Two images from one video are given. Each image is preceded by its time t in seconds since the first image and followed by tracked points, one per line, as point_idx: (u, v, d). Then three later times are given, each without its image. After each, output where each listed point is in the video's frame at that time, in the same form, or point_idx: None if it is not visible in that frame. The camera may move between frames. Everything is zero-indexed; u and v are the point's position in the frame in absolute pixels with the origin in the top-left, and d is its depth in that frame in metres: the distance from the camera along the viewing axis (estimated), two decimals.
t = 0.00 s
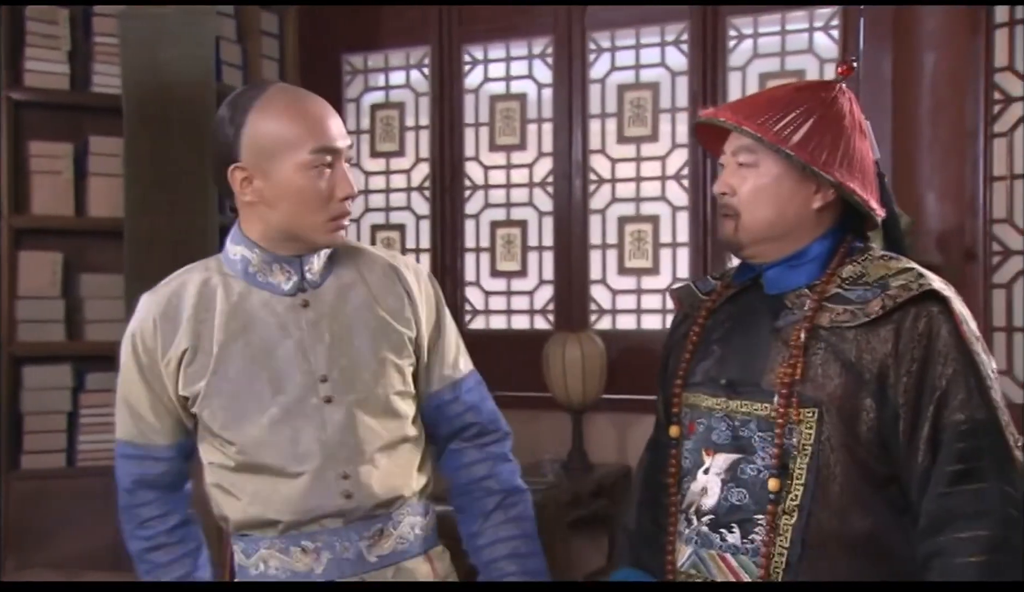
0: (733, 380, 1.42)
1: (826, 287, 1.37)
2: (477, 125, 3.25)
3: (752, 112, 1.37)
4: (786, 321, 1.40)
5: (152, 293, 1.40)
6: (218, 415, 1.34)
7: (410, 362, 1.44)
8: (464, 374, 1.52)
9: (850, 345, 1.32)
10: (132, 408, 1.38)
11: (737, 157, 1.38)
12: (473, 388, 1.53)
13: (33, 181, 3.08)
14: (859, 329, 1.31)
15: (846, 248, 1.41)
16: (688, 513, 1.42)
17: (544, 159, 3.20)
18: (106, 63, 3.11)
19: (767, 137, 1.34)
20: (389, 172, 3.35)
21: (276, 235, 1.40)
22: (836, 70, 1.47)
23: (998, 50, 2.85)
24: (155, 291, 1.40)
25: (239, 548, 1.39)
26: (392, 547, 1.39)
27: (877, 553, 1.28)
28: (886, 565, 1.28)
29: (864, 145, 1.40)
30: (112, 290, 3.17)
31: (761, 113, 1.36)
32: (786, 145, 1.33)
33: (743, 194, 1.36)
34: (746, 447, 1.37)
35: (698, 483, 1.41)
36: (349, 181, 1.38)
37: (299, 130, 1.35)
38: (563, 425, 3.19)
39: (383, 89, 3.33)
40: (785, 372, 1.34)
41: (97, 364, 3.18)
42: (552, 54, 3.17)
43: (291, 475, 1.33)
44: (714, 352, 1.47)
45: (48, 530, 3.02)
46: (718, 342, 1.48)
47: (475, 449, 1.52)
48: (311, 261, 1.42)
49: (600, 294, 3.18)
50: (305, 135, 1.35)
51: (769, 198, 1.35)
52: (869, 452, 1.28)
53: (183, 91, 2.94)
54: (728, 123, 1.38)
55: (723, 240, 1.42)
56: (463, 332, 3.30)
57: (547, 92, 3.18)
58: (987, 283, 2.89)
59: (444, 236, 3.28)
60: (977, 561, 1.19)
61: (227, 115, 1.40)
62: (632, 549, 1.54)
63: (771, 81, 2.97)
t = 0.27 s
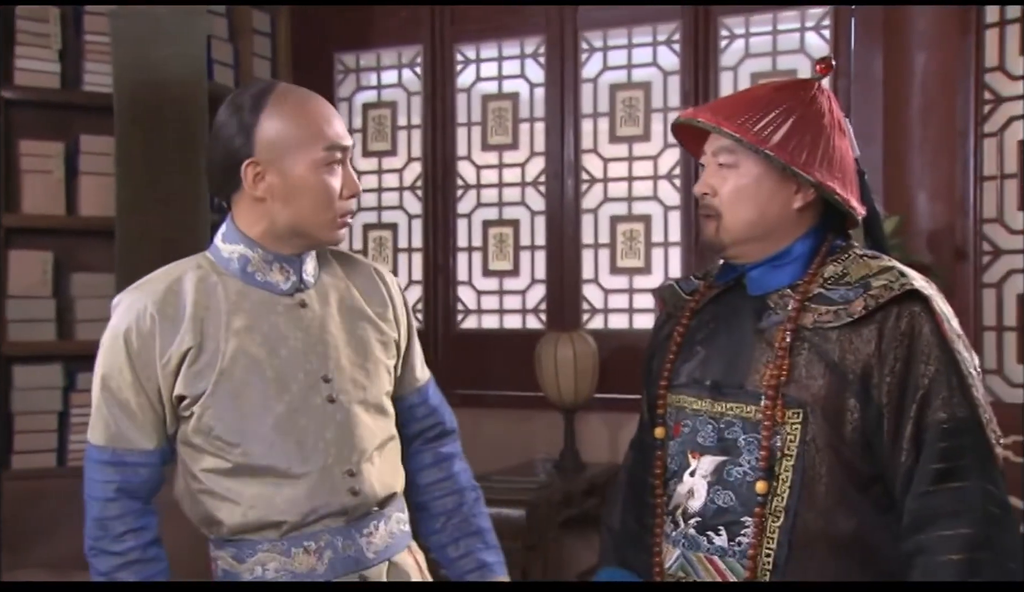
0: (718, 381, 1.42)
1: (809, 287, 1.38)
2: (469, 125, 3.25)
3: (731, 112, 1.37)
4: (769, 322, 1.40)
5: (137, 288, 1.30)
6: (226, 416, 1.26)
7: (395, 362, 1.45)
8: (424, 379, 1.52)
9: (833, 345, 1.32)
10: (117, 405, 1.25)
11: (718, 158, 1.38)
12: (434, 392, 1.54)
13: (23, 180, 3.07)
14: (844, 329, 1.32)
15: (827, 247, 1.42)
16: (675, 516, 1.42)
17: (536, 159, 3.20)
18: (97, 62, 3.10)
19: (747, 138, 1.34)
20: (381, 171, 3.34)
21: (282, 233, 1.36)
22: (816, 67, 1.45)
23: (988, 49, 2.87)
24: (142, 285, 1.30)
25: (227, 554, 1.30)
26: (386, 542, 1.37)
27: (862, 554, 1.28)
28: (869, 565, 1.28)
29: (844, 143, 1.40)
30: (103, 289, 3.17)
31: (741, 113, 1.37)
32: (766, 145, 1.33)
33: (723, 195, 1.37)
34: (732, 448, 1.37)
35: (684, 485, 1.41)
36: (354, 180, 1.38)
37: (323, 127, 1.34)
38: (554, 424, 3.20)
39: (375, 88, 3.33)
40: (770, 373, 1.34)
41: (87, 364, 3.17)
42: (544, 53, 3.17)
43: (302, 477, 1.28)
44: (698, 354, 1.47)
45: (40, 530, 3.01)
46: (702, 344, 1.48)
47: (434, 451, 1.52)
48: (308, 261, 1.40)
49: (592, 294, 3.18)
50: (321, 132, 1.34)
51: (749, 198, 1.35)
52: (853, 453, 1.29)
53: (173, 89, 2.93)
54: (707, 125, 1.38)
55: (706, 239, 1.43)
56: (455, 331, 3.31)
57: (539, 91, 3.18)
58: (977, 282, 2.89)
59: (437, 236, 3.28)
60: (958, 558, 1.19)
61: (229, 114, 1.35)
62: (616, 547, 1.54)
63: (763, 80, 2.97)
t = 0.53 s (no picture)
0: (707, 381, 1.42)
1: (797, 287, 1.38)
2: (464, 123, 3.25)
3: (719, 112, 1.37)
4: (758, 322, 1.41)
5: (147, 276, 1.29)
6: (231, 408, 1.26)
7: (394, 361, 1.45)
8: (414, 382, 1.52)
9: (822, 345, 1.32)
10: (124, 392, 1.24)
11: (706, 159, 1.38)
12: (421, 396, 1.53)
13: (17, 178, 3.06)
14: (832, 329, 1.32)
15: (814, 246, 1.42)
16: (664, 515, 1.42)
17: (531, 157, 3.20)
18: (91, 59, 3.10)
19: (734, 138, 1.35)
20: (376, 169, 3.34)
21: (296, 226, 1.36)
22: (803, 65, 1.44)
23: (982, 48, 2.88)
24: (152, 274, 1.29)
25: (219, 548, 1.29)
26: (378, 539, 1.37)
27: (851, 553, 1.28)
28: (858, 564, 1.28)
29: (832, 142, 1.40)
30: (97, 287, 3.16)
31: (729, 113, 1.37)
32: (753, 146, 1.33)
33: (711, 195, 1.37)
34: (722, 448, 1.37)
35: (674, 484, 1.41)
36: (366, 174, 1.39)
37: (336, 119, 1.35)
38: (549, 422, 3.20)
39: (370, 86, 3.33)
40: (759, 373, 1.35)
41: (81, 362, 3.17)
42: (538, 51, 3.17)
43: (302, 471, 1.28)
44: (689, 353, 1.47)
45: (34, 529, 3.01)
46: (692, 344, 1.48)
47: (420, 456, 1.52)
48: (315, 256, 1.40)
49: (587, 292, 3.18)
50: (338, 125, 1.35)
51: (738, 197, 1.36)
52: (842, 452, 1.29)
53: (166, 89, 2.93)
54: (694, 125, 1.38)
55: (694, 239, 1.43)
56: (450, 330, 3.31)
57: (534, 89, 3.18)
58: (971, 280, 2.91)
59: (432, 234, 3.28)
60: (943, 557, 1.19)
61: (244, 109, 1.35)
62: (610, 546, 1.53)
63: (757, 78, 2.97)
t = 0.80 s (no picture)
0: (701, 379, 1.42)
1: (791, 285, 1.38)
2: (459, 121, 3.25)
3: (713, 111, 1.37)
4: (754, 320, 1.41)
5: (179, 270, 1.28)
6: (259, 399, 1.25)
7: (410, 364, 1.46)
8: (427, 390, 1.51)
9: (814, 344, 1.32)
10: (154, 383, 1.24)
11: (700, 157, 1.38)
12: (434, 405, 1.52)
13: (11, 176, 3.05)
14: (825, 327, 1.32)
15: (809, 246, 1.42)
16: (658, 513, 1.43)
17: (526, 156, 3.20)
18: (85, 57, 3.10)
19: (727, 137, 1.35)
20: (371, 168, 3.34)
21: (326, 226, 1.36)
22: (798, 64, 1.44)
23: (977, 47, 2.87)
24: (184, 268, 1.29)
25: (236, 539, 1.28)
26: (391, 539, 1.37)
27: (843, 550, 1.28)
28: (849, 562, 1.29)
29: (826, 141, 1.40)
30: (92, 286, 3.15)
31: (723, 112, 1.37)
32: (745, 144, 1.34)
33: (704, 194, 1.38)
34: (715, 446, 1.37)
35: (668, 482, 1.41)
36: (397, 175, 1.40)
37: (370, 120, 1.36)
38: (544, 420, 3.20)
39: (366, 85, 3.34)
40: (751, 370, 1.35)
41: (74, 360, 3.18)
42: (534, 50, 3.17)
43: (326, 465, 1.27)
44: (684, 351, 1.47)
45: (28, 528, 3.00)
46: (687, 342, 1.48)
47: (429, 464, 1.52)
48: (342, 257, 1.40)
49: (582, 290, 3.18)
50: (370, 125, 1.35)
51: (732, 196, 1.36)
52: (834, 450, 1.29)
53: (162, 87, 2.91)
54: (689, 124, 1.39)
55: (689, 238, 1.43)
56: (445, 328, 3.31)
57: (530, 88, 3.18)
58: (966, 279, 2.91)
59: (427, 232, 3.28)
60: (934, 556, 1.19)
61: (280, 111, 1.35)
62: (605, 543, 1.52)
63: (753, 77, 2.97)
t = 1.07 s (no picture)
0: (694, 377, 1.42)
1: (785, 283, 1.38)
2: (452, 120, 3.25)
3: (707, 108, 1.38)
4: (748, 318, 1.41)
5: (203, 261, 1.28)
6: (281, 387, 1.25)
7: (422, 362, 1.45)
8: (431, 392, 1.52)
9: (807, 342, 1.32)
10: (178, 370, 1.23)
11: (694, 155, 1.39)
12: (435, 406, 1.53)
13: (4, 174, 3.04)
14: (818, 324, 1.32)
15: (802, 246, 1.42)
16: (650, 510, 1.43)
17: (519, 154, 3.20)
18: (77, 54, 3.08)
19: (719, 135, 1.35)
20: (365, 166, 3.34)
21: (345, 223, 1.36)
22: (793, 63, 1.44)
23: (969, 46, 2.87)
24: (208, 259, 1.28)
25: (251, 526, 1.27)
26: (402, 534, 1.37)
27: (836, 549, 1.29)
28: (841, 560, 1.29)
29: (819, 139, 1.40)
30: (84, 284, 3.14)
31: (717, 109, 1.37)
32: (738, 142, 1.34)
33: (696, 191, 1.38)
34: (707, 444, 1.37)
35: (660, 480, 1.41)
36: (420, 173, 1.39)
37: (392, 119, 1.35)
38: (537, 418, 3.20)
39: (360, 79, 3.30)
40: (744, 368, 1.35)
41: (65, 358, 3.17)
42: (527, 48, 3.17)
43: (347, 454, 1.26)
44: (679, 348, 1.47)
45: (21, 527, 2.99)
46: (681, 340, 1.48)
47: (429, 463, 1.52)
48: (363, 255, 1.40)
49: (575, 288, 3.18)
50: (392, 124, 1.34)
51: (725, 194, 1.36)
52: (827, 448, 1.29)
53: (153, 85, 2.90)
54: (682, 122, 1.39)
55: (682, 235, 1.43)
56: (439, 327, 3.31)
57: (523, 86, 3.18)
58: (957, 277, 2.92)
59: (420, 230, 3.28)
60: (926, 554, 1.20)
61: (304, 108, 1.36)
62: (601, 541, 1.52)
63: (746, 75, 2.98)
